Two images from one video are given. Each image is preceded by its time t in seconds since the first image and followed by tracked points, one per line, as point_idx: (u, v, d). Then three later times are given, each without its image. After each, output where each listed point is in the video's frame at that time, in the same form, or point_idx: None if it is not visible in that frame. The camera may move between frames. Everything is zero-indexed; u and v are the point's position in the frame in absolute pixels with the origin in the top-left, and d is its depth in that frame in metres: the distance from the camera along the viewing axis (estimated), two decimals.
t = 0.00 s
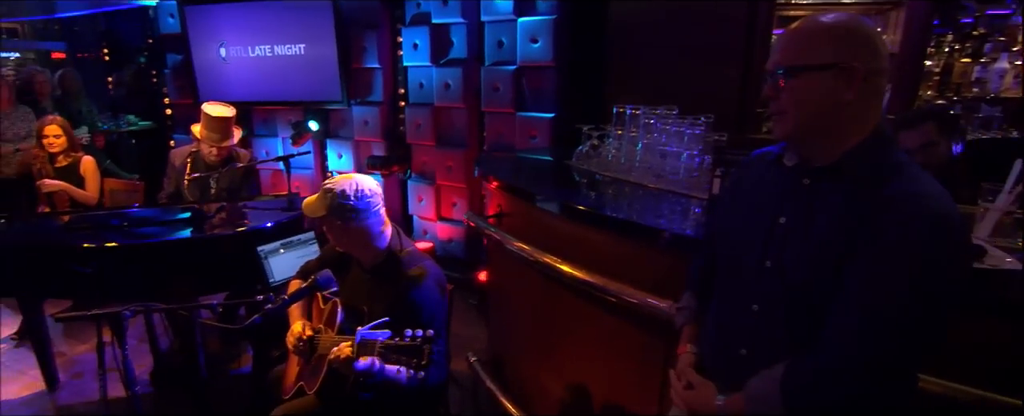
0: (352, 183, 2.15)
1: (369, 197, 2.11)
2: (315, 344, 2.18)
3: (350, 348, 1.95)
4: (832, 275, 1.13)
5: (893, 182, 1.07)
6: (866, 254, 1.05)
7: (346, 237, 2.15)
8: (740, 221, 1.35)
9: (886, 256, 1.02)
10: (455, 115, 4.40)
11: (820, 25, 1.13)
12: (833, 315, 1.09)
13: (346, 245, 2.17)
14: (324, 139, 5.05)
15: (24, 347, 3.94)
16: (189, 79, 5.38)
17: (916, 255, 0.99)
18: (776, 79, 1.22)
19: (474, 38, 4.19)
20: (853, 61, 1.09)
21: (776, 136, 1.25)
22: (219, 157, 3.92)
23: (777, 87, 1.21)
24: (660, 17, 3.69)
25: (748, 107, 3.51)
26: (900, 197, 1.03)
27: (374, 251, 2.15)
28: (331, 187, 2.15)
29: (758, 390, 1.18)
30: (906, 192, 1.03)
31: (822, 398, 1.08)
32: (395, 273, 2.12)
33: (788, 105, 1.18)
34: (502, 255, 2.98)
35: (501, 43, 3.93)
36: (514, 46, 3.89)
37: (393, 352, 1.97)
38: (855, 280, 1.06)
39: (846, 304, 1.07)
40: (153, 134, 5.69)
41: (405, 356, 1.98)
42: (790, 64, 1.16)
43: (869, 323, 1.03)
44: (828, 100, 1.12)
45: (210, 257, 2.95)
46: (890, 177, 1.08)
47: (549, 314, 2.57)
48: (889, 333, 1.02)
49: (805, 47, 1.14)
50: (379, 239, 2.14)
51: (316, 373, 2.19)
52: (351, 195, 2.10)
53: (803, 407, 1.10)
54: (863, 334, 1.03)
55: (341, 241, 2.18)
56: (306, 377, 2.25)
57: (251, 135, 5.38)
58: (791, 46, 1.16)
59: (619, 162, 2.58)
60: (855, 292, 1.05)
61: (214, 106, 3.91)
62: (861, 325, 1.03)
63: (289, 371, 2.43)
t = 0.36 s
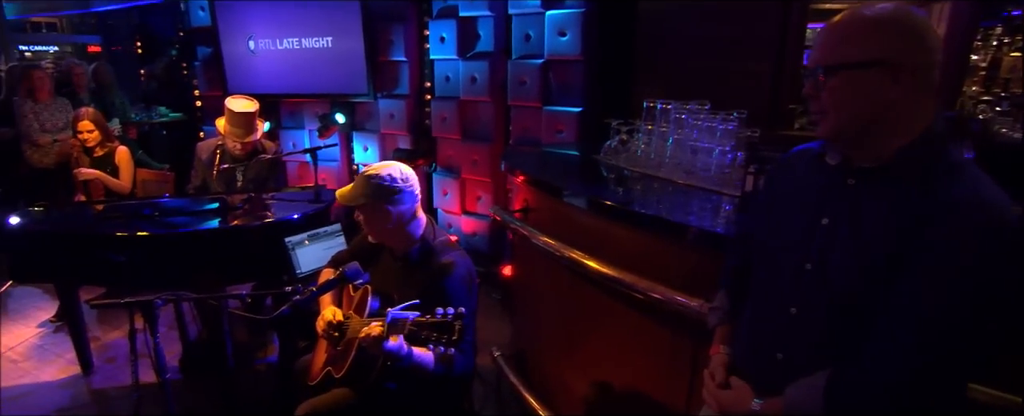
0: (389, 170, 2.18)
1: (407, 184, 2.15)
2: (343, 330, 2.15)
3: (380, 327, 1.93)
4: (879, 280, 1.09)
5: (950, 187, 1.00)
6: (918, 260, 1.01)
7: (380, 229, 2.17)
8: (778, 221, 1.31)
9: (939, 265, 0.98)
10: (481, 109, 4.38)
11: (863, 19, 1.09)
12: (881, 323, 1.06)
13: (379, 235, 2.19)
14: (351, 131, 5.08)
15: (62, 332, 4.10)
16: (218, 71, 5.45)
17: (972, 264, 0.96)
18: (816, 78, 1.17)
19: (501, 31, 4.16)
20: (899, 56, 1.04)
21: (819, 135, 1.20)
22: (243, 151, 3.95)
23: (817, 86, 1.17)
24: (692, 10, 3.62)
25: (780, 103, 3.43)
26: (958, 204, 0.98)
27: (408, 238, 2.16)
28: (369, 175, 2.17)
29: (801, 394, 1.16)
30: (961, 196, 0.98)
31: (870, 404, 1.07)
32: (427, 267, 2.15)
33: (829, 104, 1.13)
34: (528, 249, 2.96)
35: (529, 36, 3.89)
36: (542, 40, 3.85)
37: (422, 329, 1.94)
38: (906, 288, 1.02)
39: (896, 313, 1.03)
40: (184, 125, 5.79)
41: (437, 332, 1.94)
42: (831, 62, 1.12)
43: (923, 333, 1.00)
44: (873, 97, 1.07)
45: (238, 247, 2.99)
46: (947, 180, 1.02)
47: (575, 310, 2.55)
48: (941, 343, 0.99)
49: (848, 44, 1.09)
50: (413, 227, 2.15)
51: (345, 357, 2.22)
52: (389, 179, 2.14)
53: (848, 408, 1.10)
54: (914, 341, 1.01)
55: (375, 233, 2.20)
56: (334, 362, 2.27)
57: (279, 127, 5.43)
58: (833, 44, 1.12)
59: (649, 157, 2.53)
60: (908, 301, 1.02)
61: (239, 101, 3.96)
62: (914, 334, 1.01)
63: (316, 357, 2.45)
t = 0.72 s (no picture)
0: (404, 170, 2.21)
1: (424, 185, 2.18)
2: (362, 334, 2.11)
3: (404, 338, 1.93)
4: (920, 288, 1.06)
5: (994, 192, 0.97)
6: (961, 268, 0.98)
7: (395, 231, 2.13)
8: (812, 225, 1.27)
9: (985, 273, 0.95)
10: (500, 107, 4.36)
11: (902, 16, 1.04)
12: (921, 333, 1.02)
13: (392, 236, 2.15)
14: (369, 128, 5.08)
15: (85, 322, 4.10)
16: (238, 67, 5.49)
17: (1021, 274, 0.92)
18: (853, 76, 1.13)
19: (521, 28, 4.13)
20: (940, 55, 0.99)
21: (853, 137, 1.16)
22: (262, 148, 3.95)
23: (854, 85, 1.13)
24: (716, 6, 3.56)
25: (804, 102, 3.37)
26: (1003, 210, 0.94)
27: (426, 240, 2.16)
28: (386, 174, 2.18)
29: (832, 405, 1.13)
30: (1010, 203, 0.94)
31: None
32: (447, 267, 2.13)
33: (865, 104, 1.09)
34: (547, 249, 2.94)
35: (549, 33, 3.86)
36: (562, 37, 3.82)
37: (448, 344, 1.92)
38: (947, 297, 0.99)
39: (938, 322, 1.00)
40: (204, 121, 5.84)
41: (465, 349, 1.92)
42: (868, 60, 1.08)
43: (966, 344, 0.96)
44: (910, 99, 1.02)
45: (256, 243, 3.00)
46: (992, 185, 0.98)
47: (592, 310, 2.53)
48: (986, 356, 0.95)
49: (885, 43, 1.05)
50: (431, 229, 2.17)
51: (364, 362, 2.19)
52: (407, 178, 2.16)
53: None
54: (955, 353, 0.97)
55: (387, 234, 2.16)
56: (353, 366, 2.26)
57: (298, 123, 5.47)
58: (871, 42, 1.08)
59: (671, 157, 2.49)
60: (949, 311, 0.98)
61: (258, 98, 3.98)
62: (956, 345, 0.97)
63: (334, 358, 2.44)
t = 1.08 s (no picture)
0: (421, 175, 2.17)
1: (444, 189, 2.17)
2: (379, 337, 2.12)
3: (422, 347, 1.90)
4: (958, 296, 1.03)
5: None
6: (1002, 277, 0.94)
7: (416, 234, 2.08)
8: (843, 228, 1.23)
9: None
10: (519, 105, 4.34)
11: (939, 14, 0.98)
12: (958, 343, 0.99)
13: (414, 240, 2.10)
14: (387, 125, 5.08)
15: (107, 315, 4.14)
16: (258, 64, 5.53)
17: None
18: (888, 75, 1.09)
19: (540, 26, 4.10)
20: (979, 54, 0.92)
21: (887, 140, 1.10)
22: (283, 145, 3.96)
23: (888, 84, 1.09)
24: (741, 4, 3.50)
25: (829, 102, 3.31)
26: None
27: (448, 243, 2.12)
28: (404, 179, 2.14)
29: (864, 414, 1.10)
30: None
31: None
32: (465, 267, 2.12)
33: (898, 104, 1.05)
34: (565, 248, 2.91)
35: (568, 31, 3.84)
36: (582, 35, 3.79)
37: (466, 358, 1.92)
38: (988, 306, 0.96)
39: (977, 332, 0.96)
40: (224, 117, 5.88)
41: (483, 363, 1.94)
42: (903, 59, 1.04)
43: (1008, 356, 0.93)
44: (944, 100, 0.96)
45: (275, 240, 3.00)
46: None
47: (611, 311, 2.51)
48: None
49: (921, 42, 1.01)
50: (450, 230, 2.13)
51: (382, 366, 2.17)
52: (427, 182, 2.14)
53: None
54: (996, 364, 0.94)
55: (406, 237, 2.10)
56: (370, 368, 2.24)
57: (316, 120, 5.50)
58: (909, 40, 1.04)
59: (694, 157, 2.45)
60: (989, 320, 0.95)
61: (279, 97, 4.01)
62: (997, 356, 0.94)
63: (351, 358, 2.44)
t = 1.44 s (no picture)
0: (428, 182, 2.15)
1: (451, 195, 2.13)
2: (391, 339, 2.16)
3: (437, 351, 1.89)
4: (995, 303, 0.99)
5: None
6: None
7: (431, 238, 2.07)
8: (871, 232, 1.20)
9: None
10: (532, 104, 4.32)
11: (977, 11, 0.97)
12: (998, 352, 0.95)
13: (426, 250, 2.12)
14: (400, 124, 5.08)
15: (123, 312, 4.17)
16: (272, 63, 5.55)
17: None
18: (923, 75, 1.07)
19: (554, 25, 4.08)
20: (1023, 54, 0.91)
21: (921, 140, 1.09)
22: (297, 144, 3.97)
23: (923, 84, 1.06)
24: (757, 2, 3.46)
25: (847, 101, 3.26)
26: None
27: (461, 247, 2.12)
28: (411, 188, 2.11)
29: None
30: None
31: None
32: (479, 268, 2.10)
33: (934, 104, 1.02)
34: (579, 249, 2.89)
35: (583, 30, 3.82)
36: (597, 34, 3.77)
37: (481, 363, 1.90)
38: None
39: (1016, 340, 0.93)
40: (238, 116, 5.91)
41: (500, 370, 1.91)
42: (938, 58, 1.01)
43: None
44: (987, 101, 0.95)
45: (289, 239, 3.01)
46: None
47: (626, 313, 2.48)
48: None
49: (957, 40, 0.98)
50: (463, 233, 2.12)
51: (395, 367, 2.20)
52: (434, 190, 2.10)
53: None
54: None
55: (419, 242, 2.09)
56: (384, 369, 2.24)
57: (330, 119, 5.52)
58: (944, 39, 1.01)
59: (711, 157, 2.42)
60: None
61: (293, 97, 4.03)
62: None
63: (365, 358, 2.44)
